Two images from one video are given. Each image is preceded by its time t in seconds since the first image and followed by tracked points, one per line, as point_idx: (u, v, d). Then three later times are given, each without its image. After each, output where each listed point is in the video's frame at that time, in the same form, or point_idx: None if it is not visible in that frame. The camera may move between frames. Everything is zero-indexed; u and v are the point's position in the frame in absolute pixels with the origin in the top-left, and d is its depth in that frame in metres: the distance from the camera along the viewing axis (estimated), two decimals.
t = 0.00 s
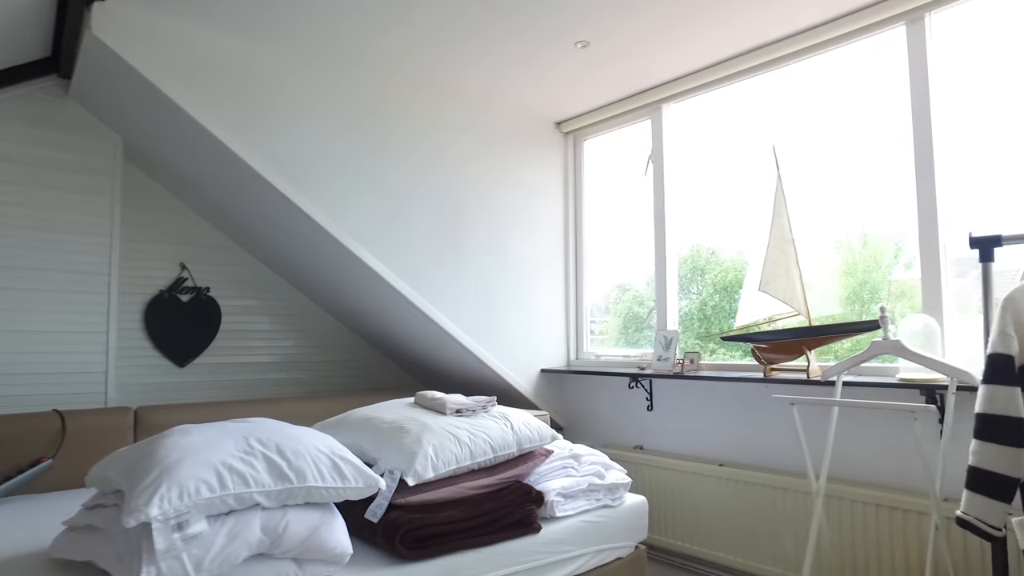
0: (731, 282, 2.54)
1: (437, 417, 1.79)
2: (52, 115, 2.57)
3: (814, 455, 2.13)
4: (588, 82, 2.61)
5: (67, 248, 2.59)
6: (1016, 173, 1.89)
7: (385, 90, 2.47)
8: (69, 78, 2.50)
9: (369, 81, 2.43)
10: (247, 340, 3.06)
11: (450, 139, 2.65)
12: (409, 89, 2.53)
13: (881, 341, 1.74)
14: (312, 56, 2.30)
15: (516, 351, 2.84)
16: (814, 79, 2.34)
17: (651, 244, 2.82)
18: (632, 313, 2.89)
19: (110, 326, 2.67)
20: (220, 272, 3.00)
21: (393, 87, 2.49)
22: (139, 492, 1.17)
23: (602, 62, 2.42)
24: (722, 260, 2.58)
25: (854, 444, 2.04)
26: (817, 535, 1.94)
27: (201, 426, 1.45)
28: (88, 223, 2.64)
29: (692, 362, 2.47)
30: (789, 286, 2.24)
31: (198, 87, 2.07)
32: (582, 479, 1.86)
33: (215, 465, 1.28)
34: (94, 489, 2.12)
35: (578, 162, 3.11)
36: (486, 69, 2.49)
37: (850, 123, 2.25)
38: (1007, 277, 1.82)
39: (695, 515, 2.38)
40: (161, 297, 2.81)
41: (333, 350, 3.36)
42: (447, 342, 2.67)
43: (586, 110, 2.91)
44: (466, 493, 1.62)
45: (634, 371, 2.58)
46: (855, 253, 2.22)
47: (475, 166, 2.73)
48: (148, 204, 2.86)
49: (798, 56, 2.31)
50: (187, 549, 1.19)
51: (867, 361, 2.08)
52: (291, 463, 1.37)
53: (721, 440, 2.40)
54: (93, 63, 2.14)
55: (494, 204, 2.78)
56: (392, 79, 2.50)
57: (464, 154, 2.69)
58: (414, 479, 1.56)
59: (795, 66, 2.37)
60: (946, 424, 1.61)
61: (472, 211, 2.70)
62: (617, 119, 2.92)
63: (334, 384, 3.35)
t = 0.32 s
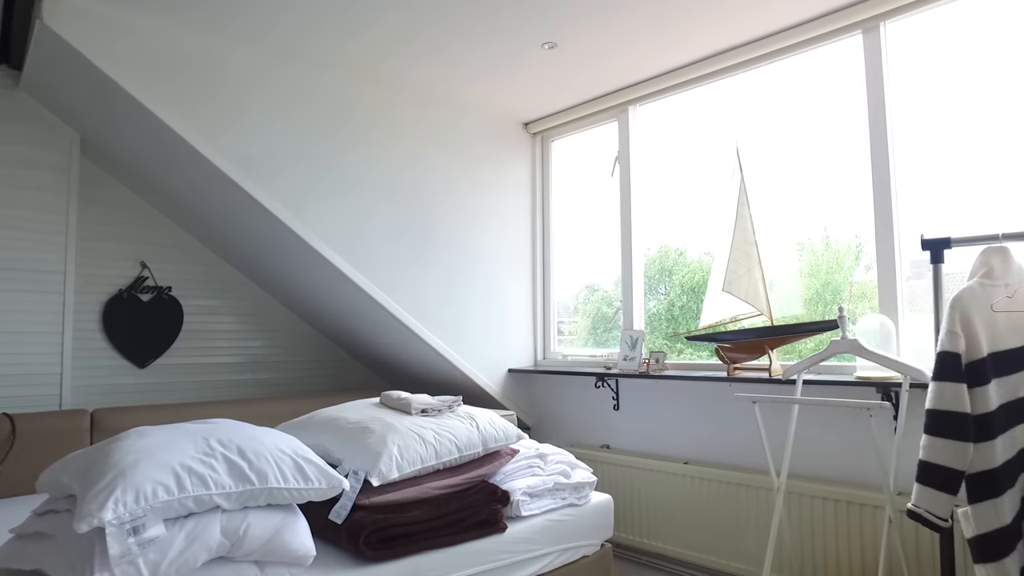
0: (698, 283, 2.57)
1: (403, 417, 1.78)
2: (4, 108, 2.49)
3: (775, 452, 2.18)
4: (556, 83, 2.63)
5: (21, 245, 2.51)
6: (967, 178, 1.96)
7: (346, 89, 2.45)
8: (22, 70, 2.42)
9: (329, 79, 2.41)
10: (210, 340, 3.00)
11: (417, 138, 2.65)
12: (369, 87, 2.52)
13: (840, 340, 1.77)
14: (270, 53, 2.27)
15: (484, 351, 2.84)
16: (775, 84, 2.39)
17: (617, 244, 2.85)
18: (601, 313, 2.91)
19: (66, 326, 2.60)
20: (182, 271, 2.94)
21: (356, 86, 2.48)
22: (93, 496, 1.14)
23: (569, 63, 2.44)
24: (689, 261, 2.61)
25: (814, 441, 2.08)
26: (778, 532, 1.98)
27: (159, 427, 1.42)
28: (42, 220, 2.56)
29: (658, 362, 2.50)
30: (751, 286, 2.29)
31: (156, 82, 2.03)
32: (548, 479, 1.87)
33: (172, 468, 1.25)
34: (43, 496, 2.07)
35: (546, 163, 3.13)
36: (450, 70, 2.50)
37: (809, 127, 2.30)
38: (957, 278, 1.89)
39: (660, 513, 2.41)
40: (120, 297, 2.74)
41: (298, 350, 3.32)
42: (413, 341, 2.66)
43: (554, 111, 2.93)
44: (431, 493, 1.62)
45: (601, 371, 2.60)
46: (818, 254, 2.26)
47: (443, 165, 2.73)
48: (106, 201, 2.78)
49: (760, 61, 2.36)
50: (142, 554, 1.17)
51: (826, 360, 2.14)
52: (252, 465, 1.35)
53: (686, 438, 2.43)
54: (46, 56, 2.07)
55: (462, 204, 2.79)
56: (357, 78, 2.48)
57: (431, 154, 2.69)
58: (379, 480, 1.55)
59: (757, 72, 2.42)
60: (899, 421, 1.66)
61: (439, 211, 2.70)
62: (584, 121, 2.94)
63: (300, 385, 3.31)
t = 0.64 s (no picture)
0: (663, 285, 2.59)
1: (363, 418, 1.77)
2: None
3: (733, 449, 2.22)
4: (523, 84, 2.63)
5: None
6: (916, 182, 2.03)
7: (324, 89, 2.46)
8: None
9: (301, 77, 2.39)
10: (168, 341, 2.94)
11: (381, 137, 2.63)
12: (332, 83, 2.49)
13: (795, 339, 1.80)
14: (237, 48, 2.23)
15: (448, 351, 2.84)
16: (734, 88, 2.43)
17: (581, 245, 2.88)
18: (568, 314, 2.92)
19: (14, 326, 2.51)
20: (139, 270, 2.87)
21: (319, 83, 2.44)
22: (37, 501, 1.11)
23: (535, 63, 2.44)
24: (655, 262, 2.63)
25: (769, 438, 2.13)
26: (736, 528, 2.02)
27: (109, 429, 1.39)
28: None
29: (620, 362, 2.52)
30: (711, 287, 2.33)
31: (113, 75, 1.96)
32: (509, 478, 1.87)
33: (123, 470, 1.22)
34: None
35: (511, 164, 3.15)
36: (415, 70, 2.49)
37: (767, 132, 2.35)
38: (903, 280, 1.96)
39: (621, 511, 2.44)
40: (73, 296, 2.67)
41: (260, 351, 3.27)
42: (376, 342, 2.64)
43: (519, 112, 2.94)
44: (392, 493, 1.61)
45: (564, 371, 2.61)
46: (780, 256, 2.29)
47: (407, 165, 2.71)
48: (59, 199, 2.70)
49: (721, 66, 2.40)
50: (89, 560, 1.14)
51: (783, 359, 2.18)
52: (207, 466, 1.33)
53: (647, 437, 2.46)
54: None
55: (427, 203, 2.78)
56: (319, 75, 2.44)
57: (396, 154, 2.68)
58: (338, 480, 1.54)
59: (718, 77, 2.46)
60: (851, 417, 1.69)
61: (402, 210, 2.68)
62: (549, 122, 2.96)
63: (259, 386, 3.26)
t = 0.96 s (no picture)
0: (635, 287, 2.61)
1: (331, 422, 1.75)
2: None
3: (700, 451, 2.25)
4: (494, 86, 2.63)
5: None
6: (875, 188, 2.08)
7: (286, 90, 2.41)
8: None
9: (268, 76, 2.36)
10: (131, 344, 2.87)
11: (351, 138, 2.61)
12: (301, 83, 2.46)
13: (760, 341, 1.82)
14: (205, 44, 2.19)
15: (418, 354, 2.83)
16: (701, 94, 2.47)
17: (551, 248, 2.89)
18: (540, 316, 2.92)
19: None
20: (101, 272, 2.81)
21: (286, 82, 2.41)
22: None
23: (506, 65, 2.44)
24: (628, 264, 2.64)
25: (736, 440, 2.16)
26: (703, 528, 2.05)
27: (67, 437, 1.35)
28: None
29: (590, 364, 2.51)
30: (680, 289, 2.32)
31: (76, 75, 1.89)
32: (479, 482, 1.87)
33: (79, 479, 1.19)
34: None
35: (482, 167, 3.15)
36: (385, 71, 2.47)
37: (733, 137, 2.39)
38: (864, 284, 2.00)
39: (591, 513, 2.45)
40: (31, 297, 2.59)
41: (227, 354, 3.22)
42: (345, 344, 2.62)
43: (490, 114, 2.95)
44: (360, 499, 1.60)
45: (534, 374, 2.62)
46: (750, 259, 2.33)
47: (377, 167, 2.70)
48: (17, 198, 2.62)
49: (689, 72, 2.44)
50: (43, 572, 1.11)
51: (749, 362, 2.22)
52: (168, 473, 1.30)
53: (616, 439, 2.48)
54: None
55: (396, 206, 2.77)
56: (287, 74, 2.41)
57: (366, 155, 2.66)
58: (304, 486, 1.52)
59: (686, 82, 2.50)
60: (814, 418, 1.72)
61: (371, 212, 2.67)
62: (520, 125, 2.97)
63: (226, 389, 3.21)
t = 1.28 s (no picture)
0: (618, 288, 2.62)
1: (308, 422, 1.73)
2: None
3: (678, 450, 2.26)
4: (476, 86, 2.63)
5: None
6: (852, 191, 2.10)
7: (285, 93, 2.44)
8: None
9: (249, 73, 2.33)
10: (106, 344, 2.83)
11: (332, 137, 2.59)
12: (283, 81, 2.44)
13: (736, 341, 1.82)
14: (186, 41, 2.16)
15: (399, 354, 2.81)
16: (682, 96, 2.48)
17: (532, 248, 2.90)
18: (523, 316, 2.92)
19: None
20: (76, 271, 2.76)
21: (267, 80, 2.38)
22: None
23: (488, 65, 2.43)
24: (610, 265, 2.65)
25: (713, 439, 2.17)
26: (680, 526, 2.07)
27: (36, 439, 1.33)
28: None
29: (569, 363, 2.52)
30: (659, 290, 2.33)
31: (52, 77, 1.83)
32: (457, 482, 1.87)
33: (47, 482, 1.17)
34: None
35: (464, 167, 3.15)
36: (368, 70, 2.45)
37: (713, 140, 2.41)
38: (841, 284, 2.02)
39: (569, 512, 2.46)
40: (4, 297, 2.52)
41: (204, 354, 3.19)
42: (325, 345, 2.60)
43: (472, 114, 2.94)
44: (337, 499, 1.59)
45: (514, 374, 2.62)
46: (731, 259, 2.34)
47: (357, 166, 2.68)
48: None
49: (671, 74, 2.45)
50: None
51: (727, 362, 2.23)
52: (141, 475, 1.28)
53: (595, 439, 2.49)
54: None
55: (376, 205, 2.75)
56: (268, 72, 2.39)
57: (347, 155, 2.64)
58: (280, 486, 1.51)
59: (667, 84, 2.51)
60: (789, 418, 1.72)
61: (352, 211, 2.64)
62: (502, 125, 2.97)
63: (203, 390, 3.17)
